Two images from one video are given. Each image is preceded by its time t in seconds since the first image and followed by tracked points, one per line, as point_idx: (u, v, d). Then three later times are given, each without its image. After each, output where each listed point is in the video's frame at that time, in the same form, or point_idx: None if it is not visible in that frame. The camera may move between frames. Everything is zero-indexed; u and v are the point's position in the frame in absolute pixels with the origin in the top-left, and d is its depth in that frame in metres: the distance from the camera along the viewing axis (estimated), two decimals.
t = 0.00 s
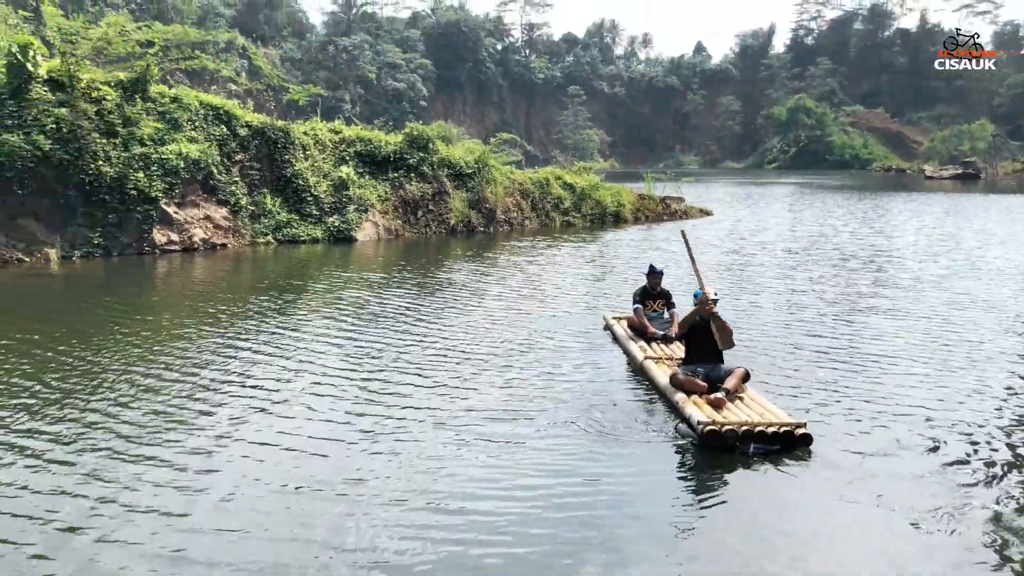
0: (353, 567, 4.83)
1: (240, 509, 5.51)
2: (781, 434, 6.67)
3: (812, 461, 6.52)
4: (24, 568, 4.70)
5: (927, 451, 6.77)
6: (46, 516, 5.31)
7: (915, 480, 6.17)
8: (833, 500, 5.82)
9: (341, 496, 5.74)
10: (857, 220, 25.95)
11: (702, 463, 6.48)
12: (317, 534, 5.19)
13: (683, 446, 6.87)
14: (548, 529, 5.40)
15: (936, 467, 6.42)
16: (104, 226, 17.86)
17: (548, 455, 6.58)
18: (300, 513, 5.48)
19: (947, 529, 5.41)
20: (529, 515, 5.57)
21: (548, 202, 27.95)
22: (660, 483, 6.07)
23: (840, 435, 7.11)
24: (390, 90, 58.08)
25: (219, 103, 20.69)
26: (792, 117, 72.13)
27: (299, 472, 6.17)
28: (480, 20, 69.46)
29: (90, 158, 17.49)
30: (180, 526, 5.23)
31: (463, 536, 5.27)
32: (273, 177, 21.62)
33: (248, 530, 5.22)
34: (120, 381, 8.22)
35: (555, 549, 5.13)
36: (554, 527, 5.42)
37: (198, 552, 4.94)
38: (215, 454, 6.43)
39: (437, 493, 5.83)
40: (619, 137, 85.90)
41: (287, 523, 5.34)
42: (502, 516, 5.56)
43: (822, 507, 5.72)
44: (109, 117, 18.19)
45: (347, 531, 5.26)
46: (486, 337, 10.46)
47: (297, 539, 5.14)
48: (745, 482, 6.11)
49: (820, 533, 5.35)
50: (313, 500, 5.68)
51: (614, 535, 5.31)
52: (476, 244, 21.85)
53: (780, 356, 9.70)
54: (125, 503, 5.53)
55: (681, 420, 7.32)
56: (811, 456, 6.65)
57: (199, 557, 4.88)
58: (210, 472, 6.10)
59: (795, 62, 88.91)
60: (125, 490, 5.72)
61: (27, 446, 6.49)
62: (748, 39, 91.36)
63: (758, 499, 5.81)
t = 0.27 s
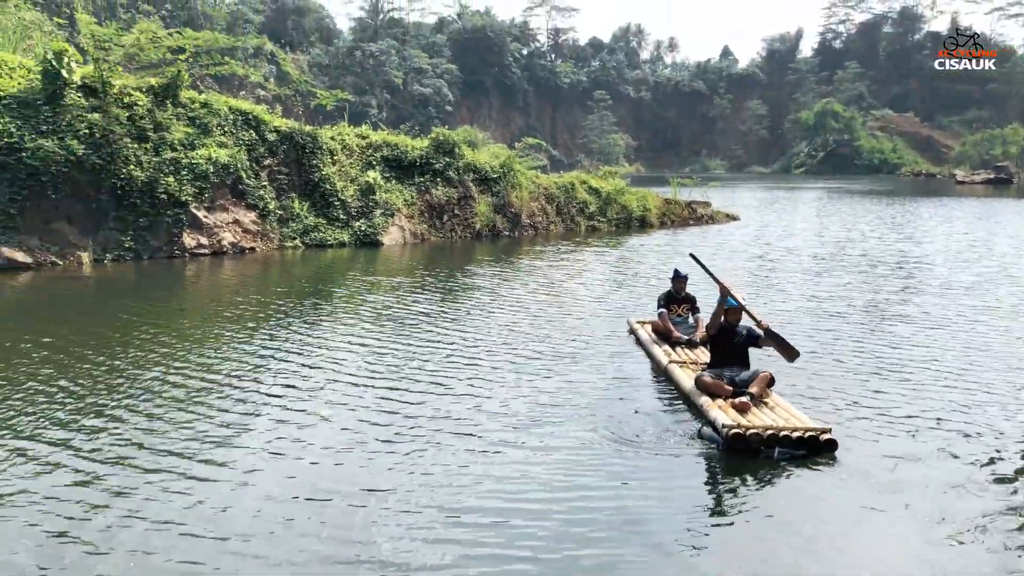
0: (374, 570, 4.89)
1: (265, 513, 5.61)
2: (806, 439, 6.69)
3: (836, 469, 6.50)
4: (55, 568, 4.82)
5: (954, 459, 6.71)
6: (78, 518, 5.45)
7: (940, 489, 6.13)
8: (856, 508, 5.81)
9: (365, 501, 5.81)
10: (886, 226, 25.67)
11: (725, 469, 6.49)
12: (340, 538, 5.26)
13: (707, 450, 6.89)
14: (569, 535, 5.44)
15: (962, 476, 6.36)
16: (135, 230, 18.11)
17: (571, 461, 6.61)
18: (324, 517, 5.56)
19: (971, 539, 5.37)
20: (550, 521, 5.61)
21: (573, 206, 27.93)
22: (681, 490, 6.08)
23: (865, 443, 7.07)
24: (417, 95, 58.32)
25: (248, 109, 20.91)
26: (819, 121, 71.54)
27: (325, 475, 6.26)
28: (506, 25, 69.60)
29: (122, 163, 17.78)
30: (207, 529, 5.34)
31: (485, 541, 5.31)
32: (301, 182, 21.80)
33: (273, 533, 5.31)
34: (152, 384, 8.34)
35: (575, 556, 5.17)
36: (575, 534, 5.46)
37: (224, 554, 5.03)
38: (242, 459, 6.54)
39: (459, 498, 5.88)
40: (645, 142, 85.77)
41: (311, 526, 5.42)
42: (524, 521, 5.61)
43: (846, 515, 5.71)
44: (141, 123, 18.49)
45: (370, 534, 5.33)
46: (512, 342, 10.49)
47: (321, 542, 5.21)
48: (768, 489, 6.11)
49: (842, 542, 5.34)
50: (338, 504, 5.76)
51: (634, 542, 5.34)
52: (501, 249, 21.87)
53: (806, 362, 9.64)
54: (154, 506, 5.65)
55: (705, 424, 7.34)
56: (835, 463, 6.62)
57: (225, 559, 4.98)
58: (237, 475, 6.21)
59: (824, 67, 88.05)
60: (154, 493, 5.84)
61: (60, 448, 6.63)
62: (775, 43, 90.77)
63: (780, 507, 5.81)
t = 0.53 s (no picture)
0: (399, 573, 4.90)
1: (291, 513, 5.64)
2: (835, 442, 6.65)
3: (865, 476, 6.42)
4: (86, 566, 4.89)
5: (987, 467, 6.60)
6: (108, 516, 5.52)
7: (973, 499, 6.03)
8: (886, 516, 5.73)
9: (390, 503, 5.83)
10: (919, 229, 25.31)
11: (751, 475, 6.44)
12: (365, 540, 5.28)
13: (733, 453, 6.88)
14: (594, 541, 5.42)
15: (996, 485, 6.25)
16: (167, 232, 18.35)
17: (597, 466, 6.58)
18: (349, 519, 5.58)
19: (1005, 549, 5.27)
20: (575, 526, 5.59)
21: (600, 209, 27.87)
22: (708, 496, 6.03)
23: (895, 449, 6.97)
24: (443, 98, 58.48)
25: (277, 113, 21.09)
26: (849, 123, 70.75)
27: (351, 477, 6.29)
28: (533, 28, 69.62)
29: (154, 167, 18.02)
30: (234, 529, 5.38)
31: (509, 545, 5.31)
32: (329, 185, 21.96)
33: (299, 534, 5.34)
34: (183, 388, 8.44)
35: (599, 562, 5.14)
36: (600, 539, 5.43)
37: (251, 554, 5.07)
38: (269, 459, 6.59)
39: (484, 502, 5.88)
40: (672, 144, 85.42)
41: (337, 527, 5.47)
42: (548, 526, 5.60)
43: (875, 523, 5.63)
44: (172, 127, 18.73)
45: (395, 536, 5.34)
46: (538, 345, 10.49)
47: (346, 543, 5.23)
48: (796, 496, 6.05)
49: (871, 551, 5.27)
50: (363, 506, 5.79)
51: (659, 549, 5.31)
52: (528, 251, 21.87)
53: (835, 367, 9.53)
54: (182, 506, 5.71)
55: (733, 427, 7.32)
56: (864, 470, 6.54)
57: (252, 558, 5.02)
58: (264, 476, 6.26)
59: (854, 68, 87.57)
60: (183, 493, 5.90)
61: (92, 448, 6.74)
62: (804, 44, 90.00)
63: (808, 514, 5.75)
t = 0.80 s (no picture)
0: (424, 567, 4.84)
1: (316, 507, 5.61)
2: (863, 446, 6.55)
3: (900, 478, 6.28)
4: (113, 557, 4.89)
5: None
6: (135, 509, 5.53)
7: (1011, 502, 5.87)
8: (923, 517, 5.60)
9: (416, 498, 5.79)
10: (951, 232, 24.94)
11: (782, 476, 6.32)
12: (390, 534, 5.24)
13: (761, 455, 6.80)
14: (621, 534, 5.37)
15: None
16: (196, 235, 18.52)
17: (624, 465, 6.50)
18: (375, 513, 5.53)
19: None
20: (603, 522, 5.51)
21: (626, 212, 27.77)
22: (738, 495, 5.92)
23: (930, 453, 6.82)
24: (470, 101, 58.64)
25: (305, 116, 21.22)
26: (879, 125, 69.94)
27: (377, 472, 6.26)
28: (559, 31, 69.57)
29: (184, 170, 18.23)
30: (260, 521, 5.36)
31: (535, 540, 5.24)
32: (357, 189, 22.07)
33: (325, 527, 5.31)
34: (215, 387, 8.50)
35: (627, 558, 5.05)
36: (629, 536, 5.34)
37: (276, 546, 5.04)
38: (295, 454, 6.59)
39: (511, 497, 5.82)
40: (699, 147, 85.07)
41: (365, 517, 5.47)
42: (575, 521, 5.52)
43: (912, 524, 5.49)
44: (203, 130, 18.93)
45: (420, 530, 5.29)
46: (566, 347, 10.45)
47: (372, 537, 5.19)
48: (829, 495, 5.93)
49: (907, 551, 5.13)
50: (389, 500, 5.74)
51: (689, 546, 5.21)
52: (554, 254, 21.83)
53: (867, 371, 9.38)
54: (208, 499, 5.70)
55: (759, 430, 7.24)
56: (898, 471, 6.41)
57: (277, 550, 4.99)
58: (290, 470, 6.24)
59: (885, 70, 86.48)
60: (209, 487, 5.91)
61: (124, 444, 6.80)
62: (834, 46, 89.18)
63: (842, 513, 5.63)
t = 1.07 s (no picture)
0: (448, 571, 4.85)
1: (342, 509, 5.64)
2: (889, 446, 6.52)
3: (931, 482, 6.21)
4: (139, 558, 4.94)
5: None
6: (163, 512, 5.57)
7: None
8: (956, 525, 5.52)
9: (443, 501, 5.81)
10: (982, 232, 24.58)
11: (809, 478, 6.27)
12: (415, 537, 5.26)
13: (786, 455, 6.78)
14: (644, 536, 5.38)
15: None
16: (224, 236, 18.72)
17: (651, 467, 6.48)
18: (402, 516, 5.56)
19: None
20: (628, 527, 5.50)
21: (652, 212, 27.67)
22: (765, 500, 5.86)
23: (957, 456, 6.77)
24: (494, 102, 58.70)
25: (331, 118, 21.36)
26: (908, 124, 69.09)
27: (404, 475, 6.30)
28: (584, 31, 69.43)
29: (212, 172, 18.43)
30: (286, 524, 5.40)
31: (559, 545, 5.23)
32: (382, 189, 22.17)
33: (350, 530, 5.33)
34: (241, 387, 8.60)
35: (652, 564, 5.02)
36: (654, 540, 5.32)
37: (301, 548, 5.08)
38: (320, 456, 6.63)
39: (537, 502, 5.82)
40: (724, 146, 84.56)
41: (391, 518, 5.54)
42: (600, 526, 5.50)
43: (941, 531, 5.43)
44: (230, 132, 19.13)
45: (445, 535, 5.31)
46: (589, 347, 10.45)
47: (396, 540, 5.21)
48: (858, 500, 5.88)
49: (937, 558, 5.07)
50: (415, 504, 5.77)
51: (717, 552, 5.16)
52: (579, 254, 21.82)
53: (896, 373, 9.27)
54: (236, 501, 5.75)
55: (785, 430, 7.22)
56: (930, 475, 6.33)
57: (302, 553, 5.02)
58: (317, 472, 6.29)
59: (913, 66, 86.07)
60: (236, 488, 5.96)
61: (154, 444, 6.90)
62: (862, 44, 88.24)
63: (874, 518, 5.57)
